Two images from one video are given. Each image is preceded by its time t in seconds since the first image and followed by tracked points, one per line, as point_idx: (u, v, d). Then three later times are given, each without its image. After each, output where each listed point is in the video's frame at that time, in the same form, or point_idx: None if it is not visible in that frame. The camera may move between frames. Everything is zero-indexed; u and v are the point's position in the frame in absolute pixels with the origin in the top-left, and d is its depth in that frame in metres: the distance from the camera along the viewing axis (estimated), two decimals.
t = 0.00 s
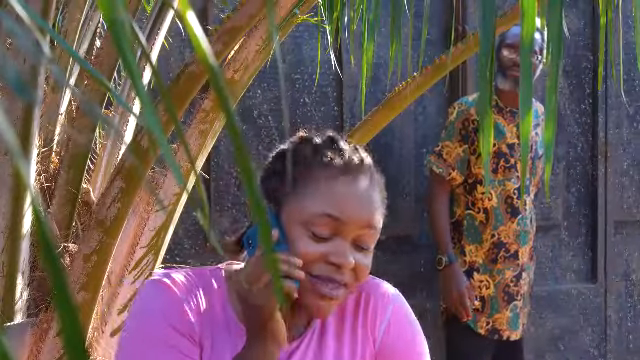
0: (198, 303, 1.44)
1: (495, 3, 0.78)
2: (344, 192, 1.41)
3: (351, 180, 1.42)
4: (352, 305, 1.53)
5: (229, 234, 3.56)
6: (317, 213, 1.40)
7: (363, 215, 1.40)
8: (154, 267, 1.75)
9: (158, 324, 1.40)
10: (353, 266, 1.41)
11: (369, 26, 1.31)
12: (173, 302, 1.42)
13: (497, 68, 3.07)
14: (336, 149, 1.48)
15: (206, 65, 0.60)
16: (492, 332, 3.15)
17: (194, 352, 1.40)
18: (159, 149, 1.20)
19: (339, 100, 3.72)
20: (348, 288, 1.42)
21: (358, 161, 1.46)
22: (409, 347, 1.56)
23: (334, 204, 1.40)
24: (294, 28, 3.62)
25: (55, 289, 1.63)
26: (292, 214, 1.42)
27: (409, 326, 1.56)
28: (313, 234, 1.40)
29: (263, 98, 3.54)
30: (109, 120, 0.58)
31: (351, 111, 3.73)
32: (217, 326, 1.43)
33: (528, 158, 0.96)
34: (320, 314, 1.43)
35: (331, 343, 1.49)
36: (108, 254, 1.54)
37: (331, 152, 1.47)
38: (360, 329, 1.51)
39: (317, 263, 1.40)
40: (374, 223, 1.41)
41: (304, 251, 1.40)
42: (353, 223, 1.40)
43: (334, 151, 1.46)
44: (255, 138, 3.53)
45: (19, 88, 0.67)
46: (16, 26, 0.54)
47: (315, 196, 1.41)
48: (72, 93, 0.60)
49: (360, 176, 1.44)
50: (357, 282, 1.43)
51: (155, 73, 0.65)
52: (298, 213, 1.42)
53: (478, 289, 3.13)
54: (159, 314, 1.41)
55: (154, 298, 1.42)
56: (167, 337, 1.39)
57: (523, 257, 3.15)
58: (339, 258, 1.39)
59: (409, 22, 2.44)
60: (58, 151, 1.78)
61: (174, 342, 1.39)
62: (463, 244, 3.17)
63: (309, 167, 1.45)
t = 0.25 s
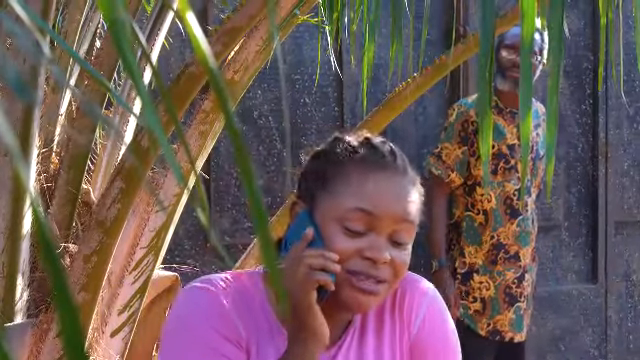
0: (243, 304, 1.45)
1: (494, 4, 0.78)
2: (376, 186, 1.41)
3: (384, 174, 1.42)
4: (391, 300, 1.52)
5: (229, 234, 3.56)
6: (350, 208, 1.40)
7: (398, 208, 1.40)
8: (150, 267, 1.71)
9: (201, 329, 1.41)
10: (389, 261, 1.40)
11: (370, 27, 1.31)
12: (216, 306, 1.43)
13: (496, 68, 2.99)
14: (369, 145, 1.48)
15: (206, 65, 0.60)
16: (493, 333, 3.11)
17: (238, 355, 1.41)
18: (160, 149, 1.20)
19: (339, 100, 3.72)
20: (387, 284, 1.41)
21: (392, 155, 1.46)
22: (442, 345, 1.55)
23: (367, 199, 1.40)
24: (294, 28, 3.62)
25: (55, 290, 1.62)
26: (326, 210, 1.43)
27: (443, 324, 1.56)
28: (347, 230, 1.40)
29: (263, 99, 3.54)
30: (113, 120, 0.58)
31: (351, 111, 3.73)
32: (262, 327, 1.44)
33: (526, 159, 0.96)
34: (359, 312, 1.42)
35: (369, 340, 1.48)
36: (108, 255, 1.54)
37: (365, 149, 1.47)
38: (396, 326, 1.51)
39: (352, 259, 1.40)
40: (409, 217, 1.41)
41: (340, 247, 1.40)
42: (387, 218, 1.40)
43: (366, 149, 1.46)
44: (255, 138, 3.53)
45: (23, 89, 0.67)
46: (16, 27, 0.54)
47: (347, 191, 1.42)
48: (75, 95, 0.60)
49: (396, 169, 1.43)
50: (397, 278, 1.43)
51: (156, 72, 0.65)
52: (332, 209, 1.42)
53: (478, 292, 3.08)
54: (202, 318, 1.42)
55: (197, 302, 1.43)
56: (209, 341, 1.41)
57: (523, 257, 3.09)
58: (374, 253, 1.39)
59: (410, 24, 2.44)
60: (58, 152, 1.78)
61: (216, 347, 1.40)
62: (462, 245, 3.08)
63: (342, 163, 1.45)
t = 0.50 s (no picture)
0: (255, 307, 1.41)
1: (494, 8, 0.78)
2: (380, 183, 1.38)
3: (389, 171, 1.39)
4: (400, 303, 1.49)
5: (228, 238, 3.56)
6: (356, 207, 1.37)
7: (404, 206, 1.37)
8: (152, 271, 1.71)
9: (212, 336, 1.38)
10: (397, 260, 1.37)
11: (369, 30, 1.31)
12: (225, 312, 1.40)
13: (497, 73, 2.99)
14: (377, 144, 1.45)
15: (206, 67, 0.59)
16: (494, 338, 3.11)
17: None
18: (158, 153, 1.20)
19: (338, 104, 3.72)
20: (396, 284, 1.38)
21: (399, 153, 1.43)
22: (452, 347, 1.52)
23: (371, 196, 1.37)
24: (294, 32, 3.62)
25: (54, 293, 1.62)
26: (332, 209, 1.40)
27: (454, 327, 1.53)
28: (353, 229, 1.37)
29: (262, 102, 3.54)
30: (113, 123, 0.58)
31: (350, 115, 3.74)
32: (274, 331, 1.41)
33: (527, 163, 0.96)
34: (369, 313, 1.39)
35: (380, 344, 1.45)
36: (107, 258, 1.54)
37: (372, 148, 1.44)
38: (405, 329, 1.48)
39: (359, 258, 1.37)
40: (416, 215, 1.38)
41: (346, 247, 1.38)
42: (393, 216, 1.37)
43: (371, 148, 1.43)
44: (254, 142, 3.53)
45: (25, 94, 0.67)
46: (16, 29, 0.54)
47: (352, 190, 1.39)
48: (75, 98, 0.59)
49: (402, 167, 1.40)
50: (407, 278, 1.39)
51: (155, 76, 0.65)
52: (338, 208, 1.39)
53: (480, 296, 3.07)
54: (213, 325, 1.39)
55: (206, 308, 1.40)
56: (221, 349, 1.38)
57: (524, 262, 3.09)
58: (380, 252, 1.36)
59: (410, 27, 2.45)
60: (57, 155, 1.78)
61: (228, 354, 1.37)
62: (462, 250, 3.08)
63: (347, 162, 1.43)
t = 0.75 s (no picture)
0: (235, 310, 1.41)
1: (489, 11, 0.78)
2: (362, 185, 1.38)
3: (371, 173, 1.39)
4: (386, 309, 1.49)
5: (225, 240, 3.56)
6: (337, 209, 1.37)
7: (385, 209, 1.37)
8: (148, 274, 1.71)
9: (193, 338, 1.38)
10: (377, 263, 1.37)
11: (365, 33, 1.31)
12: (207, 314, 1.40)
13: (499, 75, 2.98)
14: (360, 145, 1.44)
15: (202, 70, 0.60)
16: (491, 341, 3.10)
17: None
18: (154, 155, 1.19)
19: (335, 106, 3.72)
20: (375, 287, 1.38)
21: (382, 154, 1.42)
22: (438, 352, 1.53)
23: (353, 198, 1.37)
24: (290, 34, 3.62)
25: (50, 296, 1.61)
26: (313, 211, 1.40)
27: (440, 333, 1.54)
28: (334, 231, 1.37)
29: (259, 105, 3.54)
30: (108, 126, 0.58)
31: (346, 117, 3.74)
32: (255, 334, 1.41)
33: (523, 164, 0.96)
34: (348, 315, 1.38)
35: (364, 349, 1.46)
36: (104, 260, 1.54)
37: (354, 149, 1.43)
38: (390, 335, 1.49)
39: (339, 260, 1.36)
40: (397, 217, 1.37)
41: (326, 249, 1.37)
42: (374, 218, 1.36)
43: (357, 152, 1.42)
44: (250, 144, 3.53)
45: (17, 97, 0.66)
46: (12, 32, 0.54)
47: (333, 191, 1.38)
48: (70, 100, 0.59)
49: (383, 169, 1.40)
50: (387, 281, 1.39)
51: (151, 79, 0.65)
52: (319, 209, 1.39)
53: (477, 298, 3.07)
54: (194, 327, 1.39)
55: (188, 311, 1.40)
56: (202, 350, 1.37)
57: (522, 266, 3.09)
58: (361, 254, 1.35)
59: (406, 30, 2.45)
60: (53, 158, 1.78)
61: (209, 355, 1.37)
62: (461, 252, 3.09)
63: (329, 164, 1.42)
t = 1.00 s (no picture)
0: (218, 304, 1.39)
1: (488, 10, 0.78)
2: (347, 179, 1.38)
3: (355, 168, 1.39)
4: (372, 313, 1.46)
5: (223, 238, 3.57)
6: (322, 199, 1.36)
7: (370, 201, 1.37)
8: (146, 272, 1.70)
9: (176, 329, 1.35)
10: (360, 255, 1.36)
11: (363, 32, 1.31)
12: (190, 305, 1.37)
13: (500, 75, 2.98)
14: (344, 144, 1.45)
15: (199, 69, 0.60)
16: (490, 339, 3.09)
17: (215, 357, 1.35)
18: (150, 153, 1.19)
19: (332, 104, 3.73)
20: (359, 280, 1.37)
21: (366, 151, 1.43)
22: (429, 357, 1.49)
23: (338, 191, 1.37)
24: (288, 33, 3.62)
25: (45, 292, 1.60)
26: (296, 203, 1.39)
27: (431, 339, 1.50)
28: (317, 222, 1.36)
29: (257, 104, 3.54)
30: (103, 124, 0.58)
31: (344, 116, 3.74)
32: (237, 327, 1.38)
33: (522, 163, 0.96)
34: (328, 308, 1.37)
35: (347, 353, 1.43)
36: (102, 258, 1.54)
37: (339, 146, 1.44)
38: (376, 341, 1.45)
39: (322, 251, 1.35)
40: (381, 211, 1.38)
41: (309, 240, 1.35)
42: (358, 210, 1.36)
43: (342, 147, 1.43)
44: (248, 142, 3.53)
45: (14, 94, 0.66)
46: (10, 31, 0.54)
47: (318, 184, 1.38)
48: (65, 98, 0.59)
49: (369, 165, 1.40)
50: (369, 275, 1.38)
51: (148, 77, 0.65)
52: (302, 201, 1.38)
53: (476, 297, 3.06)
54: (177, 318, 1.36)
55: (171, 302, 1.37)
56: (185, 341, 1.34)
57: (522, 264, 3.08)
58: (345, 245, 1.34)
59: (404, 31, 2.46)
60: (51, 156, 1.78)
61: (192, 346, 1.34)
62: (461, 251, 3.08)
63: (313, 160, 1.42)
